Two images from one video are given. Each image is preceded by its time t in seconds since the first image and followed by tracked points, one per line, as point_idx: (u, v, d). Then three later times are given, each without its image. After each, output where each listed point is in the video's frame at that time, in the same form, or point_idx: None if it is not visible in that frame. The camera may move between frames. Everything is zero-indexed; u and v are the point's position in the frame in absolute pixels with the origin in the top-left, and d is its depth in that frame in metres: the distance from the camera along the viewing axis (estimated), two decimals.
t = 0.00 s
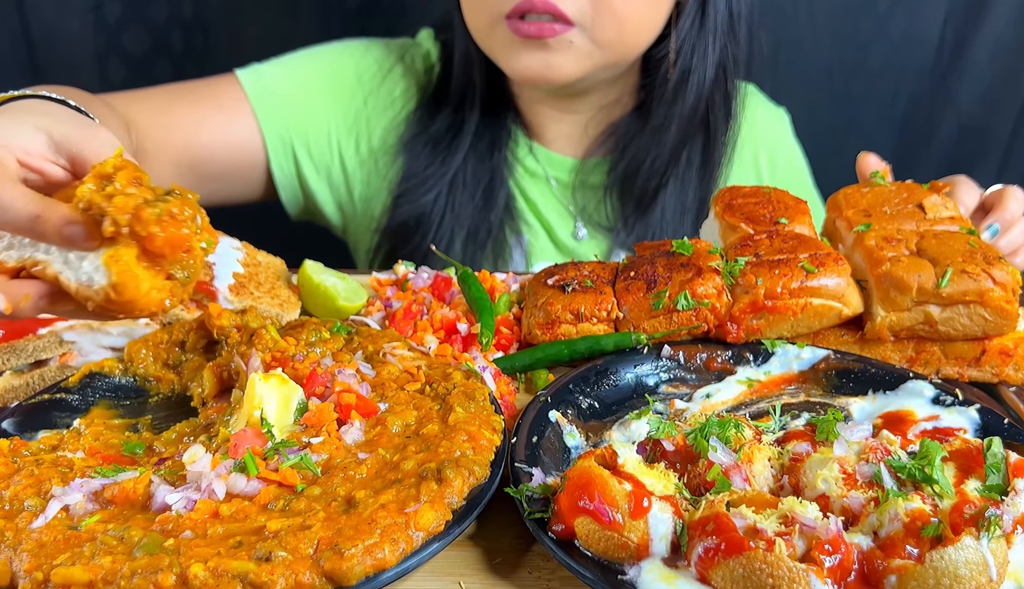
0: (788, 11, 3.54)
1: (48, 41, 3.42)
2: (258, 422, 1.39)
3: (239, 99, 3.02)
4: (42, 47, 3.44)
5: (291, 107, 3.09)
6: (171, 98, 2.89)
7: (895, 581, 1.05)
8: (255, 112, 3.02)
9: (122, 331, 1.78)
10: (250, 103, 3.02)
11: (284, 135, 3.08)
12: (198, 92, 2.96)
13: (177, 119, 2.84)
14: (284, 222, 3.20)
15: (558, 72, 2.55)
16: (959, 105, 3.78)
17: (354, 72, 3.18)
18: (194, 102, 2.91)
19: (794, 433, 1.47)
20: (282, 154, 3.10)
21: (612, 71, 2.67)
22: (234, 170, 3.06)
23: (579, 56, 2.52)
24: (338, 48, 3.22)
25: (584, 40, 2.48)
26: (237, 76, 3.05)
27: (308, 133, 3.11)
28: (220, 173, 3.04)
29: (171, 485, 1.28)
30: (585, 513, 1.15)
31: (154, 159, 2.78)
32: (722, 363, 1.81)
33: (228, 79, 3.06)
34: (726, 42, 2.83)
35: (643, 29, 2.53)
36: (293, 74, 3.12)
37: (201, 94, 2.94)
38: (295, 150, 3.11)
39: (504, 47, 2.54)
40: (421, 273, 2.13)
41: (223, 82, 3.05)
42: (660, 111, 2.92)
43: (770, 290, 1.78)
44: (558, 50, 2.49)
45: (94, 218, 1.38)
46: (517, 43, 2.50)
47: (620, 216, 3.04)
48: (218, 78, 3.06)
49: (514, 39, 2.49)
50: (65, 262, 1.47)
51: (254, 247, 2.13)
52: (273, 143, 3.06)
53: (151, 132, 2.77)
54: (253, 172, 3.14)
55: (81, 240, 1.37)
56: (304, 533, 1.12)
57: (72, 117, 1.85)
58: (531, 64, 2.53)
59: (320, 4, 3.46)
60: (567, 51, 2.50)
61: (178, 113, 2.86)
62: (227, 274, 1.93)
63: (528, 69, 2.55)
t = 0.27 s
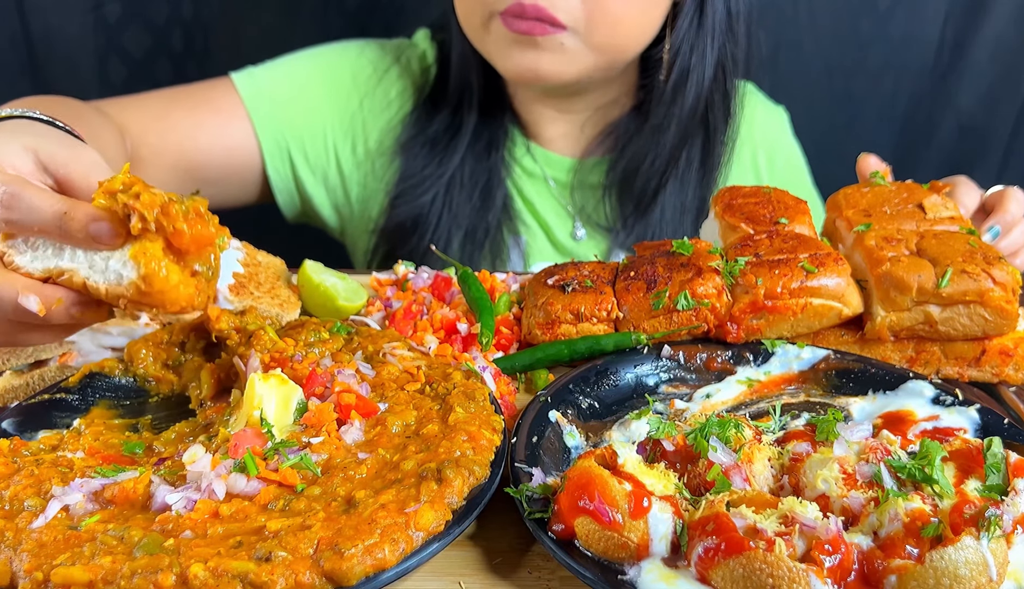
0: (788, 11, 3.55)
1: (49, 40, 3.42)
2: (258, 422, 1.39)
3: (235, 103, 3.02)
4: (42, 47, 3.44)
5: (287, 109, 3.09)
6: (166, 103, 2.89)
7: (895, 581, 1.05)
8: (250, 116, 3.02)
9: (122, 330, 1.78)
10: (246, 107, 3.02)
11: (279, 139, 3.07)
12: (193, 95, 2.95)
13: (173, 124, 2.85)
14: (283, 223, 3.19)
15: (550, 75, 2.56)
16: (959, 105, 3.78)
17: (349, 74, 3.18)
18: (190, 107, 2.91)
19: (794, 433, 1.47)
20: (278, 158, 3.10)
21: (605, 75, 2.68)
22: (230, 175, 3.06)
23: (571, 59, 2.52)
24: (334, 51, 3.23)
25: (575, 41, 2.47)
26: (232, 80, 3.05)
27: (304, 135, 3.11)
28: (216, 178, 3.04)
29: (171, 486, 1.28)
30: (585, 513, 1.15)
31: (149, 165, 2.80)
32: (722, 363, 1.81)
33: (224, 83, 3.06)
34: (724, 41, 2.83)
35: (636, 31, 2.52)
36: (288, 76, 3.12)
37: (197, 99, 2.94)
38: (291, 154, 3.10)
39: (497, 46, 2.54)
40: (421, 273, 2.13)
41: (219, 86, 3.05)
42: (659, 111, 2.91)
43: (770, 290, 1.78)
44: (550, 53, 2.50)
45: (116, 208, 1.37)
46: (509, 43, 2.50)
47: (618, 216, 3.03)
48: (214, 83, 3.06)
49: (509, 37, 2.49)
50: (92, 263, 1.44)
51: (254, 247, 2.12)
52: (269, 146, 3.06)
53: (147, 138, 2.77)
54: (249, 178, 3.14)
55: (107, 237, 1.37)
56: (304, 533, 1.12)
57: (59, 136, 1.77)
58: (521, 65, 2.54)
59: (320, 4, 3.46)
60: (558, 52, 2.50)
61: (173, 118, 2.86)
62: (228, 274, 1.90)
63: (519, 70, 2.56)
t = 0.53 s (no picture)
0: (788, 11, 3.54)
1: (49, 40, 3.42)
2: (257, 422, 1.39)
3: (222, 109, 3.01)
4: (42, 47, 3.44)
5: (275, 114, 3.10)
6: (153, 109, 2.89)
7: (895, 582, 1.05)
8: (237, 123, 3.02)
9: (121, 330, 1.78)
10: (232, 114, 3.02)
11: (266, 144, 3.07)
12: (180, 101, 2.96)
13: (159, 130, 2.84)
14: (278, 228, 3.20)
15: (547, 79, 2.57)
16: (959, 105, 3.77)
17: (339, 79, 3.19)
18: (174, 113, 2.90)
19: (794, 433, 1.47)
20: (267, 162, 3.10)
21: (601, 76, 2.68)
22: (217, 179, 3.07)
23: (566, 60, 2.52)
24: (324, 54, 3.23)
25: (570, 43, 2.48)
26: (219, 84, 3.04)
27: (292, 141, 3.12)
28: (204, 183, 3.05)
29: (171, 485, 1.28)
30: (586, 513, 1.15)
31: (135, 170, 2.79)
32: (722, 363, 1.81)
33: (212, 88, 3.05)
34: (717, 43, 2.83)
35: (631, 31, 2.52)
36: (277, 81, 3.12)
37: (182, 105, 2.93)
38: (279, 159, 3.11)
39: (492, 51, 2.54)
40: (421, 273, 2.13)
41: (205, 91, 3.04)
42: (652, 115, 2.92)
43: (770, 290, 1.78)
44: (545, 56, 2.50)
45: (117, 210, 1.36)
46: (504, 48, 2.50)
47: (612, 221, 3.03)
48: (200, 88, 3.05)
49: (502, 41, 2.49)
50: (119, 270, 1.45)
51: (254, 247, 2.16)
52: (256, 152, 3.06)
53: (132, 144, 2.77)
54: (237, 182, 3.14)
55: (118, 245, 1.37)
56: (304, 533, 1.12)
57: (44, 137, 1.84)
58: (517, 70, 2.54)
59: (320, 4, 3.45)
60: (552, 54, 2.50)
61: (159, 125, 2.86)
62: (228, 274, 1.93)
63: (515, 74, 2.57)
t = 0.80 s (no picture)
0: (788, 12, 3.54)
1: (49, 40, 3.42)
2: (257, 422, 1.39)
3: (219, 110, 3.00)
4: (43, 46, 3.45)
5: (272, 117, 3.10)
6: (148, 109, 2.87)
7: (895, 582, 1.05)
8: (233, 125, 3.02)
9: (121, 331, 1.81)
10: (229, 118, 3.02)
11: (262, 146, 3.08)
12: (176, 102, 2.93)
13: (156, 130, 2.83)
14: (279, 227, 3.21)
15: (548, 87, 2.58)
16: (959, 105, 3.77)
17: (336, 82, 3.18)
18: (171, 114, 2.89)
19: (794, 433, 1.47)
20: (263, 165, 3.12)
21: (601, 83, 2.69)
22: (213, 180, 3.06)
23: (567, 69, 2.53)
24: (321, 57, 3.22)
25: (570, 53, 2.48)
26: (216, 84, 3.03)
27: (290, 146, 3.13)
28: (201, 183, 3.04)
29: (171, 485, 1.28)
30: (585, 513, 1.15)
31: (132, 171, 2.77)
32: (722, 363, 1.81)
33: (208, 89, 3.04)
34: (718, 46, 2.82)
35: (631, 38, 2.52)
36: (275, 85, 3.12)
37: (179, 106, 2.92)
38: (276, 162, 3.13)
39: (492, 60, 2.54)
40: (421, 273, 2.13)
41: (202, 92, 3.03)
42: (652, 120, 2.91)
43: (770, 290, 1.78)
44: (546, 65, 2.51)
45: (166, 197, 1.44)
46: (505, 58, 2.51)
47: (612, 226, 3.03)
48: (196, 89, 3.04)
49: (503, 50, 2.49)
50: (170, 257, 1.51)
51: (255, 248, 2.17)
52: (252, 154, 3.08)
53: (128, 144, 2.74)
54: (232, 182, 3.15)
55: (164, 229, 1.44)
56: (304, 533, 1.12)
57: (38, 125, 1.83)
58: (517, 79, 2.55)
59: (320, 4, 3.45)
60: (553, 62, 2.50)
61: (156, 126, 2.84)
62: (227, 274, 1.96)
63: (516, 83, 2.57)
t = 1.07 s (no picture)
0: (788, 11, 3.53)
1: (49, 40, 3.43)
2: (256, 422, 1.39)
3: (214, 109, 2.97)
4: (43, 46, 3.45)
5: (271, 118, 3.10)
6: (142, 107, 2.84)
7: (895, 582, 1.05)
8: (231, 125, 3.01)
9: (122, 331, 1.81)
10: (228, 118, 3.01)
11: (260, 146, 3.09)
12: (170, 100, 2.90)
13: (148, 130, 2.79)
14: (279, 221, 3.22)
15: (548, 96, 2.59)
16: (959, 105, 3.77)
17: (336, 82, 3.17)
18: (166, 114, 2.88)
19: (794, 433, 1.47)
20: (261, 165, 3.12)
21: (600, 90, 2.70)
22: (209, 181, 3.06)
23: (567, 78, 2.53)
24: (321, 59, 3.19)
25: (570, 62, 2.48)
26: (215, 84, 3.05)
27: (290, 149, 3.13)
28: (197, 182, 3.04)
29: (171, 485, 1.28)
30: (586, 513, 1.15)
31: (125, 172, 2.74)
32: (722, 363, 1.82)
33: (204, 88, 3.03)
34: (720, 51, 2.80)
35: (631, 46, 2.52)
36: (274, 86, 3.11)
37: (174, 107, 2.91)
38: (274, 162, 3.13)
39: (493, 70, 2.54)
40: (421, 273, 2.13)
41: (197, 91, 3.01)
42: (653, 125, 2.92)
43: (770, 290, 1.78)
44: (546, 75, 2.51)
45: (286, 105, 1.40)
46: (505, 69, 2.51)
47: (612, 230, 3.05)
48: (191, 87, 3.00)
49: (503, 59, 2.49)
50: (305, 160, 1.43)
51: (255, 248, 2.19)
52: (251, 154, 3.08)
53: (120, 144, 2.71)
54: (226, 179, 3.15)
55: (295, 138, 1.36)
56: (304, 533, 1.12)
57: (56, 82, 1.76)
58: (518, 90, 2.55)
59: (320, 4, 3.45)
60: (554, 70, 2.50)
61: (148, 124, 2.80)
62: (227, 274, 1.96)
63: (516, 92, 2.58)
